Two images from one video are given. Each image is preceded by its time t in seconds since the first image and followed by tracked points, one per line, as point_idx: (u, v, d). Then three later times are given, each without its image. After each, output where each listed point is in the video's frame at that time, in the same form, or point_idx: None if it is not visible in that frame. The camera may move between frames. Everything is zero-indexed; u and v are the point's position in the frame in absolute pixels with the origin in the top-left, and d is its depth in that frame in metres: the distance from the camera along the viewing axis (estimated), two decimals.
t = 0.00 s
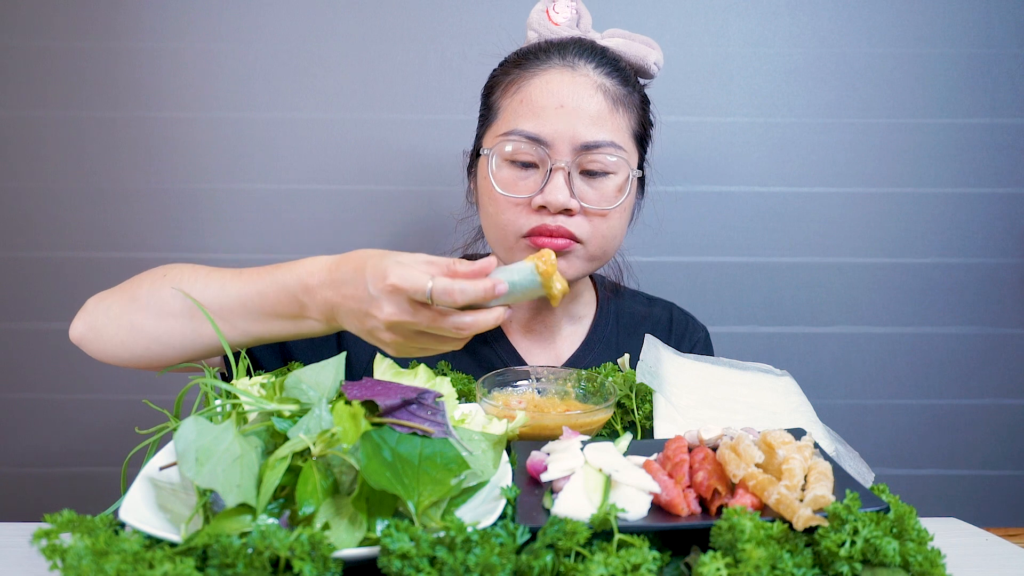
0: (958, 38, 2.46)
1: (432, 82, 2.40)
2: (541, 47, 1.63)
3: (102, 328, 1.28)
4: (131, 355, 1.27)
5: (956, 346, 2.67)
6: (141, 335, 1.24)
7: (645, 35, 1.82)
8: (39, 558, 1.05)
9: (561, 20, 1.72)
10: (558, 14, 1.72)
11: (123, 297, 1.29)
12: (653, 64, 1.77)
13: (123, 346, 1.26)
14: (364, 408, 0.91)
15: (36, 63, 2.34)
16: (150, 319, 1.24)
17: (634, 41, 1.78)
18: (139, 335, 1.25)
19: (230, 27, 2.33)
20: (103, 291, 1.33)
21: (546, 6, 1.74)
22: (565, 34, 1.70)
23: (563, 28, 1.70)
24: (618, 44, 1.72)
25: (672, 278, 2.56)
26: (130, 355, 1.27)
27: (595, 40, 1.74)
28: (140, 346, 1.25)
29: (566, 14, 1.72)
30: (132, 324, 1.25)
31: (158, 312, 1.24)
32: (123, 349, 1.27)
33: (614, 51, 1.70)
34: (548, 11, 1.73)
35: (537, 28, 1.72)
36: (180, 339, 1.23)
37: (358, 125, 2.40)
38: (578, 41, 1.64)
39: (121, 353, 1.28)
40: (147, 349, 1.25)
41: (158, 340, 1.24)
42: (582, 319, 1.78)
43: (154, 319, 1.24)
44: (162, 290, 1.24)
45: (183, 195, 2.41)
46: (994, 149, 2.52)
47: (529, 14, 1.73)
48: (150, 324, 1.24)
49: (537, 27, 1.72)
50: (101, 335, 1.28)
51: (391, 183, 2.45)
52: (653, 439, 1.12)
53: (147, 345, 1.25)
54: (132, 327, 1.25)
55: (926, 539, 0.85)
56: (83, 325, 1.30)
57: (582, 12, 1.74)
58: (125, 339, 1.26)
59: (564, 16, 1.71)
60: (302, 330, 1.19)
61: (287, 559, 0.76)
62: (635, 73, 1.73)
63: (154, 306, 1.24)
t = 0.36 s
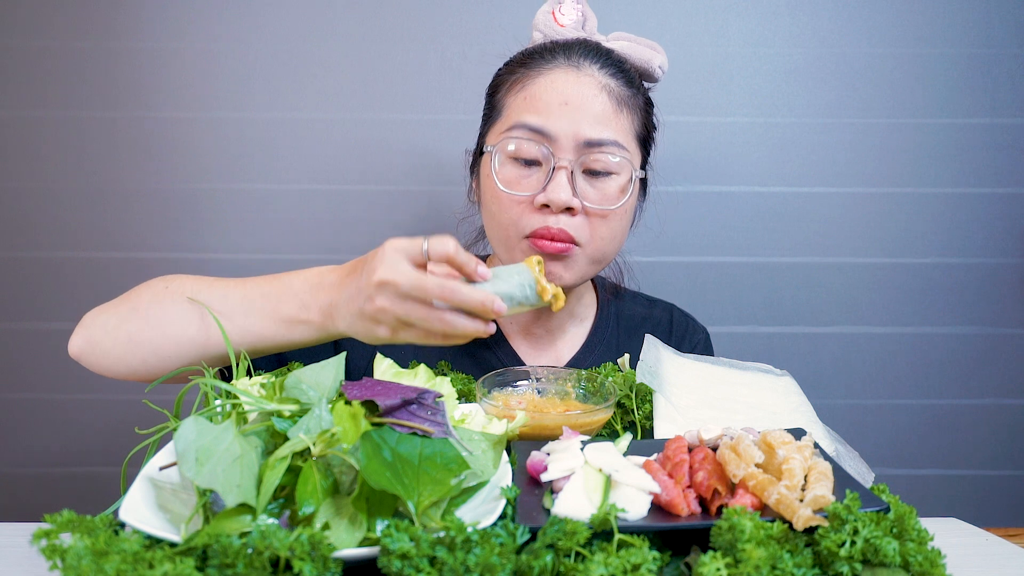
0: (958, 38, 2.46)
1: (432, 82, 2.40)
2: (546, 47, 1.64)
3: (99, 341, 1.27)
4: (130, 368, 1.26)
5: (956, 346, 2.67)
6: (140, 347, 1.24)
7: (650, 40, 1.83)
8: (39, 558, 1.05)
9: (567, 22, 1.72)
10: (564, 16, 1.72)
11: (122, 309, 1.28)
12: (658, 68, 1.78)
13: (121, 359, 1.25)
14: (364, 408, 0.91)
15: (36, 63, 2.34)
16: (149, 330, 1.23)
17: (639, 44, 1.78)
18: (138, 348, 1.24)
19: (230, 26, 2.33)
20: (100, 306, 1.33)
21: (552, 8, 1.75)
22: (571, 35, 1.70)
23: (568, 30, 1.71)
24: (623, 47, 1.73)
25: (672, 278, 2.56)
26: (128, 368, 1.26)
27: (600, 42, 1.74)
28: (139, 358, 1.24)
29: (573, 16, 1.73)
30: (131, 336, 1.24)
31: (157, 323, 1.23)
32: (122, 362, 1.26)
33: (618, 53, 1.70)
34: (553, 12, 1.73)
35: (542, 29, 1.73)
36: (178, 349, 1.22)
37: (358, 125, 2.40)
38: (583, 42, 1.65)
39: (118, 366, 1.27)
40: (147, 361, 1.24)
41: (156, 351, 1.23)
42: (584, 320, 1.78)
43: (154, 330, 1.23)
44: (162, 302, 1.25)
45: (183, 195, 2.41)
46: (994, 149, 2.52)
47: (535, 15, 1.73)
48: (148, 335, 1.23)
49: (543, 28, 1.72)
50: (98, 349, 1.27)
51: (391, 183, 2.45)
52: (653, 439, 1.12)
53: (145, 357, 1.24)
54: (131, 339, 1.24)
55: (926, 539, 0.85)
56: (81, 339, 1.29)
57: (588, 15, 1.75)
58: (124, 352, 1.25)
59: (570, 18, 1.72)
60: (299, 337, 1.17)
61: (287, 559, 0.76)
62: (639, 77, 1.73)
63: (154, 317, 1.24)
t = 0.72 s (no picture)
0: (958, 38, 2.46)
1: (433, 82, 2.40)
2: (546, 44, 1.64)
3: (98, 352, 1.26)
4: (131, 374, 1.23)
5: (956, 346, 2.67)
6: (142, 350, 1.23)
7: (656, 38, 1.82)
8: (39, 558, 1.05)
9: (569, 22, 1.72)
10: (566, 15, 1.72)
11: (123, 317, 1.29)
12: (660, 64, 1.77)
13: (122, 365, 1.24)
14: (364, 408, 0.91)
15: (36, 63, 2.34)
16: (153, 332, 1.24)
17: (643, 42, 1.78)
18: (140, 352, 1.23)
19: (229, 26, 2.33)
20: (95, 325, 1.32)
21: (555, 6, 1.75)
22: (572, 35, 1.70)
23: (570, 30, 1.71)
24: (625, 45, 1.73)
25: (672, 278, 2.57)
26: (128, 375, 1.23)
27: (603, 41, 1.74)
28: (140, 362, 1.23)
29: (576, 15, 1.72)
30: (133, 341, 1.24)
31: (162, 325, 1.24)
32: (121, 368, 1.24)
33: (621, 51, 1.70)
34: (556, 12, 1.73)
35: (544, 28, 1.73)
36: (180, 345, 1.22)
37: (358, 125, 2.40)
38: (582, 39, 1.65)
39: (116, 373, 1.24)
40: (148, 365, 1.23)
41: (157, 350, 1.22)
42: (589, 323, 1.77)
43: (158, 331, 1.24)
44: (166, 305, 1.28)
45: (183, 195, 2.41)
46: (994, 149, 2.52)
47: (537, 14, 1.73)
48: (149, 336, 1.24)
49: (545, 27, 1.73)
50: (97, 358, 1.25)
51: (391, 183, 2.45)
52: (653, 439, 1.12)
53: (146, 358, 1.23)
54: (133, 344, 1.24)
55: (926, 539, 0.85)
56: (80, 352, 1.27)
57: (592, 14, 1.74)
58: (126, 357, 1.23)
59: (572, 17, 1.72)
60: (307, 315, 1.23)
61: (287, 559, 0.76)
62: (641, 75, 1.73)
63: (159, 320, 1.25)
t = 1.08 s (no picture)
0: (958, 38, 2.46)
1: (433, 82, 2.40)
2: (547, 45, 1.64)
3: (99, 347, 1.26)
4: (130, 366, 1.23)
5: (956, 346, 2.67)
6: (142, 342, 1.23)
7: (654, 35, 1.82)
8: (38, 558, 1.05)
9: (568, 20, 1.72)
10: (565, 14, 1.72)
11: (122, 311, 1.29)
12: (660, 63, 1.76)
13: (122, 357, 1.23)
14: (364, 408, 0.91)
15: (37, 63, 2.34)
16: (152, 323, 1.24)
17: (642, 40, 1.78)
18: (139, 344, 1.23)
19: (229, 26, 2.32)
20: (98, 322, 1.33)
21: (554, 7, 1.75)
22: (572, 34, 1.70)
23: (570, 29, 1.71)
24: (625, 44, 1.73)
25: (672, 277, 2.57)
26: (128, 368, 1.23)
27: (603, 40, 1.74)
28: (140, 354, 1.23)
29: (575, 15, 1.72)
30: (133, 334, 1.24)
31: (160, 316, 1.24)
32: (120, 361, 1.24)
33: (622, 50, 1.71)
34: (555, 11, 1.73)
35: (543, 28, 1.73)
36: (178, 334, 1.22)
37: (358, 125, 2.40)
38: (584, 39, 1.65)
39: (117, 366, 1.24)
40: (148, 357, 1.22)
41: (156, 340, 1.22)
42: (591, 325, 1.77)
43: (157, 322, 1.24)
44: (166, 296, 1.29)
45: (183, 195, 2.41)
46: (994, 149, 2.52)
47: (537, 14, 1.73)
48: (149, 327, 1.24)
49: (544, 27, 1.73)
50: (97, 351, 1.25)
51: (391, 183, 2.45)
52: (653, 439, 1.12)
53: (144, 349, 1.23)
54: (133, 337, 1.24)
55: (926, 539, 0.85)
56: (80, 347, 1.28)
57: (591, 13, 1.74)
58: (126, 350, 1.23)
59: (571, 17, 1.72)
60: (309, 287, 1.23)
61: (287, 559, 0.76)
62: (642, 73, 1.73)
63: (158, 312, 1.25)
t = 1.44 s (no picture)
0: (958, 38, 2.46)
1: (433, 82, 2.40)
2: (545, 46, 1.63)
3: (99, 350, 1.26)
4: (131, 372, 1.23)
5: (956, 346, 2.67)
6: (142, 348, 1.23)
7: (653, 34, 1.82)
8: (39, 558, 1.05)
9: (567, 19, 1.72)
10: (564, 12, 1.72)
11: (124, 316, 1.29)
12: (659, 62, 1.76)
13: (122, 362, 1.24)
14: (364, 408, 0.91)
15: (37, 63, 2.34)
16: (152, 330, 1.24)
17: (641, 39, 1.78)
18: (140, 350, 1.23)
19: (230, 26, 2.32)
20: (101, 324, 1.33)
21: (552, 5, 1.75)
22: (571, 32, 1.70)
23: (569, 27, 1.71)
24: (624, 43, 1.73)
25: (672, 277, 2.57)
26: (129, 372, 1.24)
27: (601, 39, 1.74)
28: (140, 360, 1.23)
29: (573, 13, 1.72)
30: (134, 340, 1.24)
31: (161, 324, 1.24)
32: (122, 365, 1.24)
33: (621, 50, 1.71)
34: (553, 10, 1.73)
35: (542, 27, 1.73)
36: (178, 342, 1.22)
37: (358, 125, 2.40)
38: (582, 40, 1.64)
39: (117, 370, 1.24)
40: (148, 363, 1.23)
41: (156, 347, 1.22)
42: (590, 325, 1.78)
43: (157, 330, 1.24)
44: (167, 305, 1.28)
45: (183, 195, 2.41)
46: (994, 149, 2.52)
47: (535, 13, 1.73)
48: (150, 333, 1.24)
49: (543, 26, 1.73)
50: (98, 354, 1.26)
51: (391, 183, 2.45)
52: (653, 439, 1.12)
53: (144, 356, 1.23)
54: (133, 342, 1.24)
55: (926, 539, 0.85)
56: (82, 350, 1.28)
57: (590, 11, 1.74)
58: (126, 355, 1.24)
59: (570, 15, 1.72)
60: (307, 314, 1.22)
61: (287, 559, 0.76)
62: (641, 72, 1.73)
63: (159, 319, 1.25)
